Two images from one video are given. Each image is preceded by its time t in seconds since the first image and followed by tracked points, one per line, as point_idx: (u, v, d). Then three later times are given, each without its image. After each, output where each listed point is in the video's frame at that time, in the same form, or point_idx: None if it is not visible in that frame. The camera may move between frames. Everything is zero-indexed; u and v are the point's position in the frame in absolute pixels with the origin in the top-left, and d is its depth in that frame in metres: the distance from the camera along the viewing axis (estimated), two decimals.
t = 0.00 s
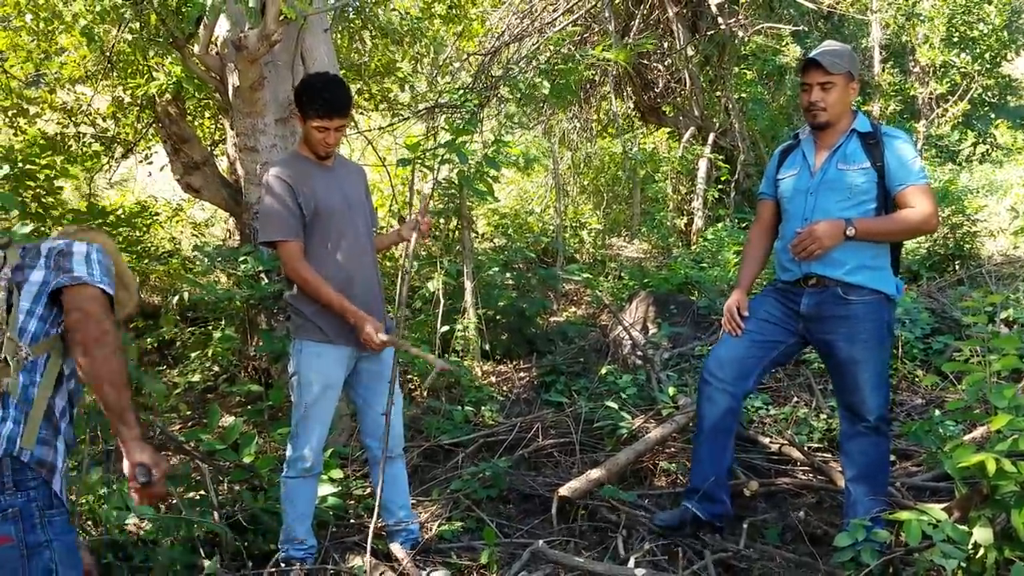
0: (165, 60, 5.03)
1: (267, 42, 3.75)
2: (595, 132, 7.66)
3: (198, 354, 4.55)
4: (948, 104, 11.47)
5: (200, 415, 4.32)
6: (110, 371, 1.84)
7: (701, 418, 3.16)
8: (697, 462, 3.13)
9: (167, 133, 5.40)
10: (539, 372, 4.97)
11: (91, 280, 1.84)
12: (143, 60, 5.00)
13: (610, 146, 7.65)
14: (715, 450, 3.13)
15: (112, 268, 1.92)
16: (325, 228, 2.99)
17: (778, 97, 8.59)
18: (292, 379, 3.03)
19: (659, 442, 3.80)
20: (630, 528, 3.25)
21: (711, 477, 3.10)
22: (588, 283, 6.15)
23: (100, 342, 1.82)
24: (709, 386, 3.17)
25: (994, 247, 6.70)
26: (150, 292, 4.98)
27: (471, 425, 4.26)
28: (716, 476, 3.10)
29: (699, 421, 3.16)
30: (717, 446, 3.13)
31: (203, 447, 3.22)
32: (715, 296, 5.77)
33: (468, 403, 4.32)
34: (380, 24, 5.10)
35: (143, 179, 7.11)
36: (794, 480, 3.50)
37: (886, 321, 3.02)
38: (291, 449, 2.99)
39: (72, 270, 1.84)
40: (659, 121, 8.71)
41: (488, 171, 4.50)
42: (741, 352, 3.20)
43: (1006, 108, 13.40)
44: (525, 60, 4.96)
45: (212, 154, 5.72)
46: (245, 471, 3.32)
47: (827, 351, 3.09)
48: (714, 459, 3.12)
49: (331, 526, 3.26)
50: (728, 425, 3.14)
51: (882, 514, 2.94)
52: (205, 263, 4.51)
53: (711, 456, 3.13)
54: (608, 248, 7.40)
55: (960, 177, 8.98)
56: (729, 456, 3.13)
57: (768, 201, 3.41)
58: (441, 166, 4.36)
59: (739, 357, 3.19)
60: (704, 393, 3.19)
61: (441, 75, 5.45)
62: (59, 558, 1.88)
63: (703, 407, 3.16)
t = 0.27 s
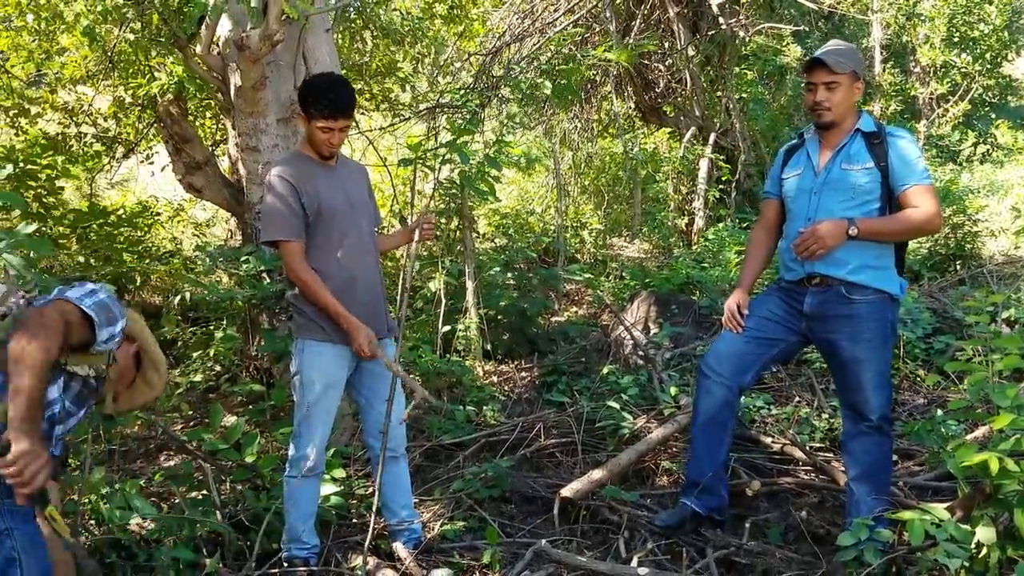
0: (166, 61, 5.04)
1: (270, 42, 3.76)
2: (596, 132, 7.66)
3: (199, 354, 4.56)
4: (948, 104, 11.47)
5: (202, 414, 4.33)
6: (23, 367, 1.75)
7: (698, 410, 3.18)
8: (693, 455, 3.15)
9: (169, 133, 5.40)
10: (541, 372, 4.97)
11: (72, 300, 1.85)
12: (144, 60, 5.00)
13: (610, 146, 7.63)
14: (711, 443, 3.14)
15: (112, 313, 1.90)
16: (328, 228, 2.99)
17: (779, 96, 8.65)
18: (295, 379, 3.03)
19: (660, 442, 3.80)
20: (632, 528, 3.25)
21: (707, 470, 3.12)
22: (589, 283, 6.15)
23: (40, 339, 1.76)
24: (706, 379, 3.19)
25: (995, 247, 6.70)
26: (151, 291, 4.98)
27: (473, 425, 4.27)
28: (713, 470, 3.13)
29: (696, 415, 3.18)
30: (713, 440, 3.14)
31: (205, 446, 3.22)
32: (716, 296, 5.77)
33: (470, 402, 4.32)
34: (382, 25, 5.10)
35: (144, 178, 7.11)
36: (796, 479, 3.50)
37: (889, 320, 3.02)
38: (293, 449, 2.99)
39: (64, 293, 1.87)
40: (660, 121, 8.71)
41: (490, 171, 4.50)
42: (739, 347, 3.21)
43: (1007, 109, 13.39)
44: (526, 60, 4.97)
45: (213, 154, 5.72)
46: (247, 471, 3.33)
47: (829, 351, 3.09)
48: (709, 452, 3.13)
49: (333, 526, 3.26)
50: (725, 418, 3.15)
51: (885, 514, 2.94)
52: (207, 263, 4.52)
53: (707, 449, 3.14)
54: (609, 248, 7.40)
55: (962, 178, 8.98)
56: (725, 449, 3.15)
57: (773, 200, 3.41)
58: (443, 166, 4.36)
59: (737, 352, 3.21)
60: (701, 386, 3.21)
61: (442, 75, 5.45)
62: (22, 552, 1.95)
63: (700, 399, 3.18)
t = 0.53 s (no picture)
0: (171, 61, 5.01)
1: (275, 43, 3.77)
2: (600, 132, 7.66)
3: (205, 354, 4.57)
4: (952, 104, 11.45)
5: (208, 415, 4.34)
6: (7, 360, 1.71)
7: (699, 395, 3.20)
8: (695, 440, 3.17)
9: (174, 134, 5.41)
10: (546, 372, 4.97)
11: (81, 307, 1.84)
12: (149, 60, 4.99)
13: (614, 146, 7.59)
14: (712, 428, 3.16)
15: (121, 323, 1.89)
16: (336, 228, 3.00)
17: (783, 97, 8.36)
18: (301, 378, 3.04)
19: (666, 442, 3.80)
20: (638, 528, 3.25)
21: (708, 456, 3.15)
22: (594, 283, 6.16)
23: (30, 337, 1.72)
24: (709, 365, 3.21)
25: (1000, 247, 6.69)
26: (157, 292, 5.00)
27: (478, 425, 4.27)
28: (714, 456, 3.15)
29: (698, 399, 3.20)
30: (714, 427, 3.16)
31: (211, 446, 3.22)
32: (721, 296, 5.77)
33: (475, 403, 4.33)
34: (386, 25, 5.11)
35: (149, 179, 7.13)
36: (802, 479, 3.50)
37: (897, 320, 3.02)
38: (300, 448, 3.00)
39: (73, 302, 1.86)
40: (664, 122, 8.71)
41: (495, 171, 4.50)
42: (744, 335, 3.22)
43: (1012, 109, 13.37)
44: (531, 60, 4.97)
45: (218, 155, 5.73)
46: (254, 471, 3.34)
47: (836, 349, 3.09)
48: (710, 438, 3.16)
49: (340, 526, 3.27)
50: (726, 404, 3.16)
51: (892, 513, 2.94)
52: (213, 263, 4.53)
53: (708, 435, 3.16)
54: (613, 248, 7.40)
55: (966, 178, 8.96)
56: (725, 436, 3.16)
57: (782, 199, 3.42)
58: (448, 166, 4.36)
59: (740, 339, 3.21)
60: (704, 372, 3.22)
61: (446, 76, 5.46)
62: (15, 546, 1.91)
63: (702, 385, 3.20)
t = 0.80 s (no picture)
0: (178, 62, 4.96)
1: (282, 45, 3.78)
2: (605, 133, 7.67)
3: (212, 355, 4.58)
4: (959, 105, 11.42)
5: (215, 415, 4.35)
6: None
7: (723, 416, 3.18)
8: (719, 460, 3.15)
9: (182, 136, 5.42)
10: (552, 373, 4.97)
11: (67, 280, 1.84)
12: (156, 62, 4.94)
13: (619, 147, 7.50)
14: (738, 449, 3.15)
15: (109, 284, 1.91)
16: (343, 230, 3.00)
17: (789, 96, 8.36)
18: (307, 379, 3.04)
19: (674, 443, 3.80)
20: (646, 527, 3.24)
21: (734, 475, 3.13)
22: (600, 284, 6.15)
23: (21, 324, 1.75)
24: (732, 384, 3.19)
25: (1008, 248, 6.67)
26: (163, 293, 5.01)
27: (485, 426, 4.27)
28: (738, 475, 3.13)
29: (721, 418, 3.18)
30: (740, 445, 3.15)
31: (220, 447, 3.23)
32: (728, 297, 5.76)
33: (482, 403, 4.33)
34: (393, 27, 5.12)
35: (156, 181, 7.15)
36: (810, 480, 3.50)
37: (904, 320, 3.01)
38: (307, 449, 3.00)
39: (58, 269, 1.86)
40: (669, 123, 8.67)
41: (501, 172, 4.50)
42: (764, 350, 3.20)
43: (1018, 109, 13.31)
44: (536, 61, 4.98)
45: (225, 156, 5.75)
46: (261, 471, 3.34)
47: (845, 351, 3.09)
48: (736, 457, 3.14)
49: (347, 526, 3.28)
50: (751, 424, 3.15)
51: (901, 514, 2.93)
52: (220, 264, 4.55)
53: (733, 454, 3.15)
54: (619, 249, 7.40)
55: (973, 178, 8.93)
56: (752, 454, 3.16)
57: (785, 197, 3.41)
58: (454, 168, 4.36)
59: (761, 354, 3.19)
60: (727, 391, 3.21)
61: (452, 77, 5.48)
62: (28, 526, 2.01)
63: (725, 405, 3.18)
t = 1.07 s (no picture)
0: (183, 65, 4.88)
1: (288, 47, 3.79)
2: (610, 135, 7.67)
3: (218, 357, 4.59)
4: (965, 106, 11.38)
5: (222, 417, 4.36)
6: None
7: (733, 423, 3.18)
8: (727, 467, 3.15)
9: (188, 139, 5.45)
10: (558, 375, 4.97)
11: (14, 252, 1.88)
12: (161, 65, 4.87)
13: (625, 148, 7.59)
14: (747, 455, 3.14)
15: (60, 240, 1.94)
16: (350, 232, 3.00)
17: (794, 98, 8.29)
18: (314, 382, 3.05)
19: (680, 445, 3.80)
20: (654, 528, 3.24)
21: (744, 482, 3.12)
22: (605, 286, 6.15)
23: None
24: (740, 392, 3.19)
25: (1015, 249, 6.64)
26: (169, 295, 5.02)
27: (491, 428, 4.28)
28: (747, 481, 3.12)
29: (730, 426, 3.18)
30: (749, 452, 3.14)
31: (227, 449, 3.24)
32: (734, 299, 5.76)
33: (488, 405, 4.33)
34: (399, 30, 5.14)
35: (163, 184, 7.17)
36: (817, 482, 3.49)
37: (910, 322, 3.01)
38: (313, 450, 3.01)
39: (8, 237, 1.90)
40: (675, 124, 8.60)
41: (506, 174, 4.51)
42: (770, 356, 3.20)
43: None
44: (542, 64, 4.98)
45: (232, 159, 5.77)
46: (268, 473, 3.35)
47: (852, 354, 3.08)
48: (746, 464, 3.14)
49: (354, 528, 3.28)
50: (760, 431, 3.16)
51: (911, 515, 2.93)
52: (227, 266, 4.56)
53: (742, 461, 3.14)
54: (624, 251, 7.39)
55: (980, 180, 8.90)
56: (761, 460, 3.15)
57: (787, 195, 3.38)
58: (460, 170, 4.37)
59: (767, 361, 3.19)
60: (735, 399, 3.21)
61: (458, 80, 5.49)
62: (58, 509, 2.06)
63: (734, 413, 3.18)
